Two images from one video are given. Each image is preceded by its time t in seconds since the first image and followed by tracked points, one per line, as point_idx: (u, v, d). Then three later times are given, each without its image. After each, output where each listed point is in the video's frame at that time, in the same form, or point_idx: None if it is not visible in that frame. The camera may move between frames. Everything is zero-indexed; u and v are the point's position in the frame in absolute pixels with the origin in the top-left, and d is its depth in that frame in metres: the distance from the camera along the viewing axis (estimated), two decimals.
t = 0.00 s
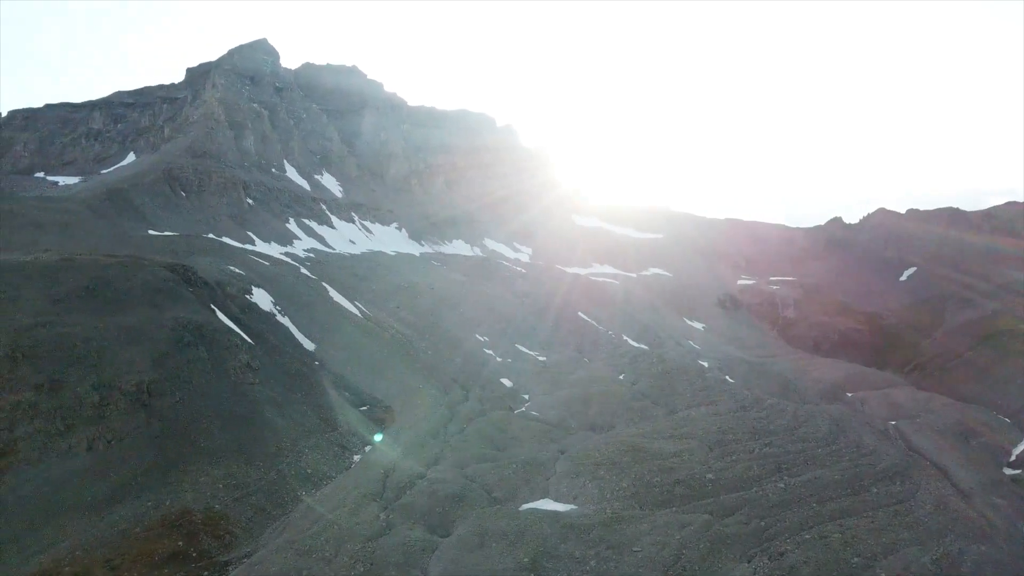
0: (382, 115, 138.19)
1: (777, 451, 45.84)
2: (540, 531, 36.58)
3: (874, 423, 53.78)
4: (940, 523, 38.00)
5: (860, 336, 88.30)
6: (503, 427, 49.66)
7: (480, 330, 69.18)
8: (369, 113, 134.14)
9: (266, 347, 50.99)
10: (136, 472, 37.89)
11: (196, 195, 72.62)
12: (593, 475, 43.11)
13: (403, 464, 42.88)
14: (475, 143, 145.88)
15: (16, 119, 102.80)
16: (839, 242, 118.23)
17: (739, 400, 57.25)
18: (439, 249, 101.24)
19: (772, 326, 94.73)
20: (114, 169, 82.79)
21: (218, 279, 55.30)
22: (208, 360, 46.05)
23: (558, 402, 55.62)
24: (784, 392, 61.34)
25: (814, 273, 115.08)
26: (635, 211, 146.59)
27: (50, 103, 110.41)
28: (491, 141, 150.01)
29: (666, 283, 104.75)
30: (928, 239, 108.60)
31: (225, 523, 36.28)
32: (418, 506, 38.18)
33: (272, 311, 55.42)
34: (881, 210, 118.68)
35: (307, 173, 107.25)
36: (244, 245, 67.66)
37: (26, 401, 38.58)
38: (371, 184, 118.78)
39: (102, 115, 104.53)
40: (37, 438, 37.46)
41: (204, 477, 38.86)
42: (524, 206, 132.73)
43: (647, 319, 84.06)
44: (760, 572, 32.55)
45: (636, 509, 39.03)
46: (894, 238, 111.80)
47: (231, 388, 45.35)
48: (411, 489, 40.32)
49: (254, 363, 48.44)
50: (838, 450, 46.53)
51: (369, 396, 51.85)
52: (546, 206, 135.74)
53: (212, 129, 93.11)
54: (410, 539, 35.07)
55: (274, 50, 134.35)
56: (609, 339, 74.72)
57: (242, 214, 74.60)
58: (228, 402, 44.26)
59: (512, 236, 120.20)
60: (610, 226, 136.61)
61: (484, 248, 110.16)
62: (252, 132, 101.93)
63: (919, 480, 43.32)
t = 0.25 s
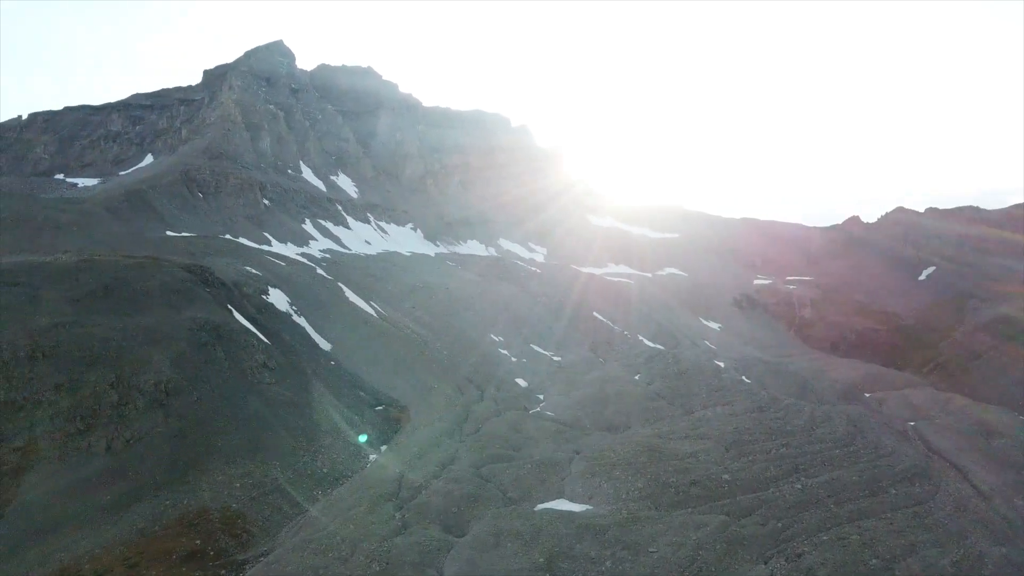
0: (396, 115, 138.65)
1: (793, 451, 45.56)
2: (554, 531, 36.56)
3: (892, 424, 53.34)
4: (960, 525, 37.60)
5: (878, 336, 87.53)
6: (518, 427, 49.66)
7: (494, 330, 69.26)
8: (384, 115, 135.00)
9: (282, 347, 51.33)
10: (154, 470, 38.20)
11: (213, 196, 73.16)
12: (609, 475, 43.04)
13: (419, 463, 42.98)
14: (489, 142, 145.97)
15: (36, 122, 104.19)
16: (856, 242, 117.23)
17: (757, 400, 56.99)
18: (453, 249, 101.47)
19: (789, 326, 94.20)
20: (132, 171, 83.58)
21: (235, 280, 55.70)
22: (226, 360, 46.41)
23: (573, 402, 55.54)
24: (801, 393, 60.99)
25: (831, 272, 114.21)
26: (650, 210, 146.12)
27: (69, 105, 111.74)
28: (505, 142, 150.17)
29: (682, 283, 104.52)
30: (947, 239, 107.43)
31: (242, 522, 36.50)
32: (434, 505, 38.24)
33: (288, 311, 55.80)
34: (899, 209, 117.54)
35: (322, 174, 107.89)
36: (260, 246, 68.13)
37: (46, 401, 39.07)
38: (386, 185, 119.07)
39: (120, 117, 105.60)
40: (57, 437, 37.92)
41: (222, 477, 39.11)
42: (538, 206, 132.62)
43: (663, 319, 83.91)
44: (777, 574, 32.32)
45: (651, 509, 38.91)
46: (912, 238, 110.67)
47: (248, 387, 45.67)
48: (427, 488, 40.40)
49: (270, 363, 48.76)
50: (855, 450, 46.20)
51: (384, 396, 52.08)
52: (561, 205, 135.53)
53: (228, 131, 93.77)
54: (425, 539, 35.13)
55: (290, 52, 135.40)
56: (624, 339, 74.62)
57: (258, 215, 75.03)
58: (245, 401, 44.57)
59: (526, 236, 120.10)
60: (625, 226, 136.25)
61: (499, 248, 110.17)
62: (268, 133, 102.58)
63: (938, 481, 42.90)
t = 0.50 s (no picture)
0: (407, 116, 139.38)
1: (808, 452, 45.28)
2: (568, 531, 36.49)
3: (909, 424, 52.93)
4: (978, 527, 37.23)
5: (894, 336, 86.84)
6: (531, 427, 49.62)
7: (507, 329, 69.28)
8: (398, 115, 135.83)
9: (297, 347, 51.58)
10: (169, 469, 38.46)
11: (228, 196, 73.61)
12: (622, 475, 42.95)
13: (432, 463, 43.03)
14: (501, 143, 146.16)
15: (54, 123, 104.80)
16: (872, 241, 116.34)
17: (772, 400, 56.74)
18: (466, 249, 101.56)
19: (804, 326, 93.67)
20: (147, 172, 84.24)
21: (250, 280, 56.01)
22: (240, 360, 46.68)
23: (587, 402, 55.42)
24: (816, 393, 60.69)
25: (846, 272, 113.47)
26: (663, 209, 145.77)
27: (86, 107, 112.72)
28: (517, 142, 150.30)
29: (696, 284, 104.34)
30: (964, 238, 106.43)
31: (257, 521, 36.71)
32: (447, 505, 38.28)
33: (302, 311, 56.09)
34: (915, 209, 116.54)
35: (336, 175, 108.30)
36: (275, 246, 68.48)
37: (63, 400, 39.45)
38: (399, 185, 119.89)
39: (136, 118, 106.47)
40: (75, 436, 38.28)
41: (236, 475, 39.34)
42: (551, 206, 132.62)
43: (677, 319, 83.81)
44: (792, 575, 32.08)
45: (665, 510, 38.78)
46: (929, 237, 109.63)
47: (262, 387, 45.92)
48: (440, 488, 40.44)
49: (285, 362, 49.02)
50: (871, 451, 45.88)
51: (398, 395, 52.20)
52: (574, 205, 135.40)
53: (243, 132, 94.32)
54: (439, 538, 35.16)
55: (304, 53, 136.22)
56: (638, 339, 74.49)
57: (273, 215, 75.36)
58: (260, 401, 44.81)
59: (539, 235, 119.92)
60: (639, 225, 135.95)
61: (512, 248, 110.09)
62: (283, 133, 103.10)
63: (955, 482, 42.53)
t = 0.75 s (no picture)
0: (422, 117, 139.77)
1: (825, 453, 44.95)
2: (583, 531, 36.44)
3: (927, 425, 52.48)
4: (1000, 529, 36.81)
5: (912, 335, 86.04)
6: (546, 427, 49.58)
7: (522, 329, 69.31)
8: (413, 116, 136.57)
9: (313, 348, 51.79)
10: (187, 468, 38.74)
11: (245, 197, 74.12)
12: (638, 475, 42.85)
13: (448, 463, 43.09)
14: (516, 142, 146.31)
15: (73, 125, 105.82)
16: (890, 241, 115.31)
17: (790, 400, 56.39)
18: (481, 249, 101.71)
19: (822, 327, 93.09)
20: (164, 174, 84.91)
21: (266, 281, 56.37)
22: (256, 360, 46.95)
23: (602, 403, 55.29)
24: (833, 394, 60.33)
25: (863, 271, 112.68)
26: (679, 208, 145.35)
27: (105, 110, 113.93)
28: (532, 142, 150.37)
29: (712, 285, 104.11)
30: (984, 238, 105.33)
31: (274, 520, 36.92)
32: (463, 505, 38.33)
33: (319, 311, 56.41)
34: (934, 208, 115.40)
35: (352, 175, 108.81)
36: (291, 247, 68.87)
37: (83, 400, 39.90)
38: (414, 185, 121.06)
39: (154, 120, 107.47)
40: (94, 435, 38.69)
41: (253, 474, 39.57)
42: (566, 206, 132.57)
43: (693, 319, 83.64)
44: None
45: (681, 511, 38.61)
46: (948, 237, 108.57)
47: (280, 387, 46.16)
48: (456, 487, 40.50)
49: (301, 363, 49.25)
50: (889, 452, 45.51)
51: (414, 395, 52.37)
52: (590, 204, 135.29)
53: (259, 133, 94.89)
54: (454, 538, 35.20)
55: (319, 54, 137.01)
56: (654, 339, 74.38)
57: (289, 216, 75.70)
58: (276, 401, 45.00)
59: (554, 235, 119.76)
60: (654, 225, 135.64)
61: (527, 248, 110.08)
62: (299, 134, 103.65)
63: (974, 483, 42.12)
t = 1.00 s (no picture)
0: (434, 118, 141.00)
1: (841, 454, 44.67)
2: (597, 532, 36.35)
3: (945, 425, 52.04)
4: (1019, 531, 36.41)
5: (929, 335, 85.38)
6: (560, 427, 49.56)
7: (536, 329, 69.38)
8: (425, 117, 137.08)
9: (327, 348, 52.02)
10: (202, 468, 38.96)
11: (260, 198, 74.56)
12: (652, 476, 42.76)
13: (461, 463, 43.13)
14: (529, 142, 146.48)
15: (90, 128, 106.94)
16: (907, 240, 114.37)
17: (806, 401, 56.12)
18: (494, 249, 101.82)
19: (838, 326, 92.61)
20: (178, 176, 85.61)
21: (281, 281, 56.71)
22: (271, 360, 47.19)
23: (616, 403, 55.20)
24: (849, 394, 60.00)
25: (879, 271, 111.95)
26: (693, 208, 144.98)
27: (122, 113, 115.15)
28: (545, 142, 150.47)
29: (727, 285, 103.86)
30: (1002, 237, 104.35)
31: (288, 519, 37.05)
32: (476, 505, 38.36)
33: (333, 311, 56.66)
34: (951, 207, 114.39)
35: (365, 176, 109.20)
36: (305, 247, 69.26)
37: (100, 400, 40.26)
38: (428, 186, 121.37)
39: (169, 122, 108.31)
40: (110, 435, 39.04)
41: (268, 474, 39.73)
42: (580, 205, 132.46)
43: (707, 319, 83.51)
44: None
45: (695, 511, 38.47)
46: (965, 236, 107.57)
47: (294, 387, 46.38)
48: (469, 487, 40.52)
49: (315, 363, 49.46)
50: (906, 453, 45.17)
51: (427, 395, 52.48)
52: (604, 204, 135.15)
53: (273, 134, 95.45)
54: (468, 538, 35.23)
55: (333, 56, 137.80)
56: (669, 339, 74.24)
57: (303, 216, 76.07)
58: (291, 401, 45.19)
59: (567, 235, 119.84)
60: (668, 224, 135.35)
61: (540, 248, 110.20)
62: (313, 135, 104.26)
63: (993, 485, 41.69)
